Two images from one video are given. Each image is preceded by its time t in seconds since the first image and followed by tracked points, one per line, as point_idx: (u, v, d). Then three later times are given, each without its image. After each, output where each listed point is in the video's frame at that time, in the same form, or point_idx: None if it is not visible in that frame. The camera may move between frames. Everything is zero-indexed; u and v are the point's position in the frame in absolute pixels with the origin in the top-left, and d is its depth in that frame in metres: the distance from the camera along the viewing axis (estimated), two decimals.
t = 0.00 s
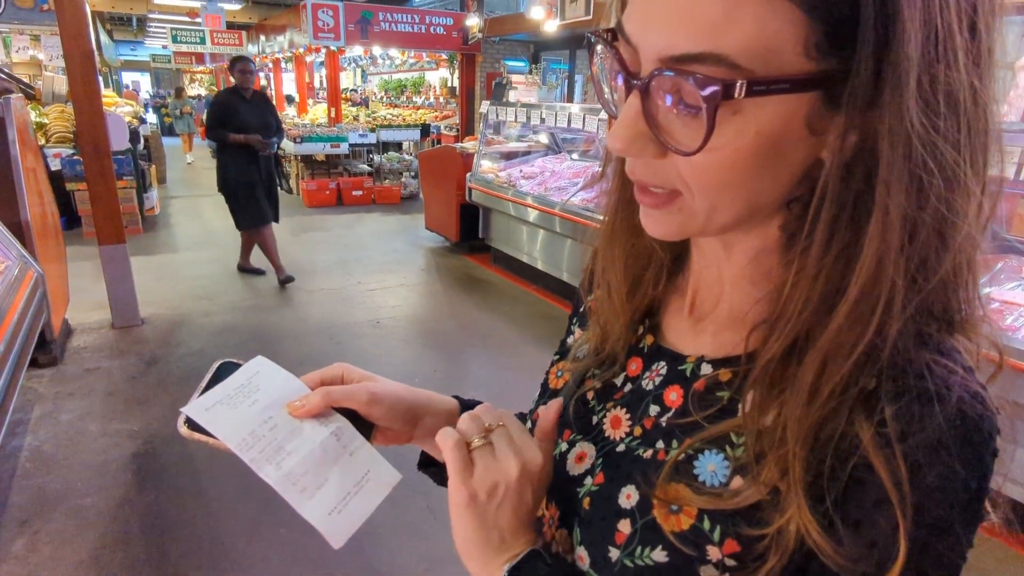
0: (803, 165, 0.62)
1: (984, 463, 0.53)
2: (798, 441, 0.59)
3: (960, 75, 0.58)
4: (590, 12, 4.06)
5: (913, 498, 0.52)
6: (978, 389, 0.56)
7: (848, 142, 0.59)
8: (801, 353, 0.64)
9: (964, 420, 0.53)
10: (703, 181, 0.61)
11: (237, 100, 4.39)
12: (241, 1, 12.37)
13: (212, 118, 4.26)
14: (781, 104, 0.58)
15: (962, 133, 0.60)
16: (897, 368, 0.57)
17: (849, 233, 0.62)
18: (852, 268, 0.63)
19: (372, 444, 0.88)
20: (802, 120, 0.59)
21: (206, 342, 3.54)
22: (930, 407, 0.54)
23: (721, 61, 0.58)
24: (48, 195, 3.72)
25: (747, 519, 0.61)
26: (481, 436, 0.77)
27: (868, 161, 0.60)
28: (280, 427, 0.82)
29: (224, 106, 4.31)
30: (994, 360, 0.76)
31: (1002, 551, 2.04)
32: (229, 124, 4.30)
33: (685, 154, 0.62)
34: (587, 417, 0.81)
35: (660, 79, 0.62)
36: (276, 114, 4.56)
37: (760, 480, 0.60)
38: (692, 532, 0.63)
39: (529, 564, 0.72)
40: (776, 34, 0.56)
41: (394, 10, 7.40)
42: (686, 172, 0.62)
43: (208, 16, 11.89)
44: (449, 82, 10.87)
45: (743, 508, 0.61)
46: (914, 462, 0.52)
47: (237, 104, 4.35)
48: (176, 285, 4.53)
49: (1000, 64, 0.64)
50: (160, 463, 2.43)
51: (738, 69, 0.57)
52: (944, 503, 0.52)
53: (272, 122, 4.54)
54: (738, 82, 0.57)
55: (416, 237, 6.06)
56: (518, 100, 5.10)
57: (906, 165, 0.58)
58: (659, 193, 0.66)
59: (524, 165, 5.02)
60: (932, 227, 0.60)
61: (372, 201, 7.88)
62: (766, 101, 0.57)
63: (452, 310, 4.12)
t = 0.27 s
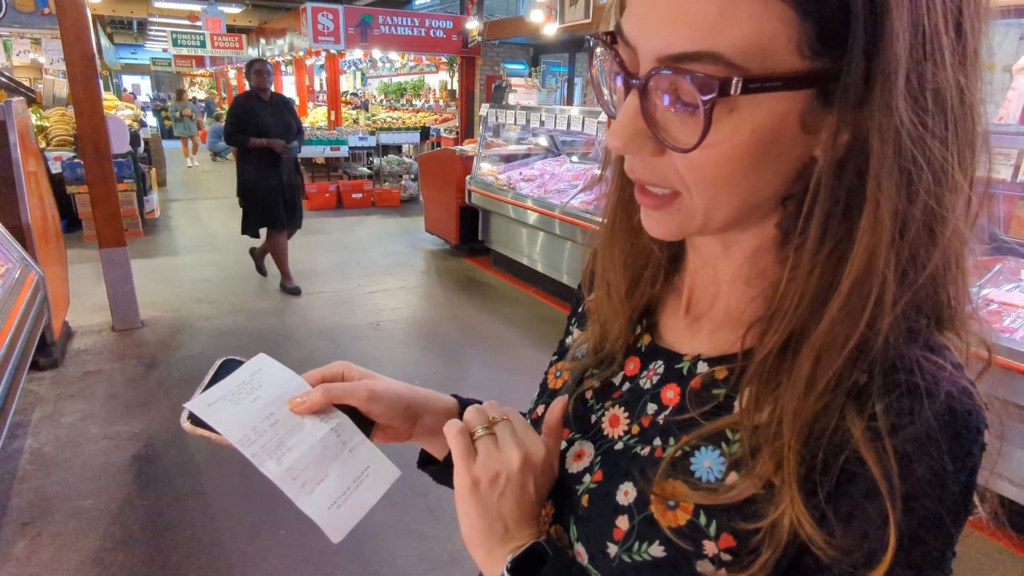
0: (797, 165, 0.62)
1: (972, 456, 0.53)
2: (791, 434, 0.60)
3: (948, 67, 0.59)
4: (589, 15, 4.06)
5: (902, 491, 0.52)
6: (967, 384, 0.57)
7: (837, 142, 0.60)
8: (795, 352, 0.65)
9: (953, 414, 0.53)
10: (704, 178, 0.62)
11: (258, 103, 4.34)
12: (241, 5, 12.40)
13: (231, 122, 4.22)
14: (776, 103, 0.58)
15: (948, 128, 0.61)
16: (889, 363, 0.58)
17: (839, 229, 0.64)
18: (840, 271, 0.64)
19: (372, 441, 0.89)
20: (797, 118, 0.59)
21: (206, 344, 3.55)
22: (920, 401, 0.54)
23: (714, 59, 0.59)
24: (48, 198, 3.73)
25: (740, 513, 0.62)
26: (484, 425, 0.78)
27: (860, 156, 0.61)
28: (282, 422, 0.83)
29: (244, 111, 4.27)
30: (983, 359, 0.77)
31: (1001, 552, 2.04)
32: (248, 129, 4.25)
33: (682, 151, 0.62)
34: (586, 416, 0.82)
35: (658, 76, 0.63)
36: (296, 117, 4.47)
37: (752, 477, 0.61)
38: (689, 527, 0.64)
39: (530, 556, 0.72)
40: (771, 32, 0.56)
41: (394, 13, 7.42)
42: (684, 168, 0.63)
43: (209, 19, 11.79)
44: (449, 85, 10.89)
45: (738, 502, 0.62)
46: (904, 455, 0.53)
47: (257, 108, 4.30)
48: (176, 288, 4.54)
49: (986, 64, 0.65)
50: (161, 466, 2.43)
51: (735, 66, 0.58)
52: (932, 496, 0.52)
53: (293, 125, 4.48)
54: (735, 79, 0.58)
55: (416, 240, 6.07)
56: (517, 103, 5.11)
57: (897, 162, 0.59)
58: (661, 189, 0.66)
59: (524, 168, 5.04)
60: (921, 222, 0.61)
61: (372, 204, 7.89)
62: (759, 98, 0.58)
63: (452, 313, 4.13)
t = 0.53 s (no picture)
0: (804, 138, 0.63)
1: (957, 460, 0.52)
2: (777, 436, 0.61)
3: (899, 73, 0.61)
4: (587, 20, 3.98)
5: (889, 491, 0.52)
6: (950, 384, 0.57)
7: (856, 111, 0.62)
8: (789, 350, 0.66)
9: (940, 416, 0.53)
10: (743, 130, 0.60)
11: (276, 106, 4.18)
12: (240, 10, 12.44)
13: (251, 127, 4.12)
14: (820, 42, 0.60)
15: (918, 127, 0.62)
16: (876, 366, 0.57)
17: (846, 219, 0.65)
18: (816, 260, 0.66)
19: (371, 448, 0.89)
20: (828, 72, 0.61)
21: (206, 349, 3.55)
22: (907, 405, 0.54)
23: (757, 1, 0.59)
24: (49, 203, 3.74)
25: (732, 512, 0.62)
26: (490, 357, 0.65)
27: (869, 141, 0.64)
28: (280, 434, 0.84)
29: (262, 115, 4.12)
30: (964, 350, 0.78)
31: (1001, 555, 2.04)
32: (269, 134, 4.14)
33: (725, 92, 0.60)
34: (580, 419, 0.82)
35: (712, 15, 0.61)
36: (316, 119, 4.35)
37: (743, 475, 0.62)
38: (678, 530, 0.65)
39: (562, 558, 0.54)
40: None
41: (393, 18, 7.44)
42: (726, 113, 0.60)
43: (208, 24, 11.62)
44: (448, 90, 10.92)
45: (723, 503, 0.63)
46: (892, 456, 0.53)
47: (276, 113, 4.16)
48: (176, 292, 4.55)
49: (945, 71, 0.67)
50: (161, 470, 2.44)
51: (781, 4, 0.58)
52: (910, 499, 0.52)
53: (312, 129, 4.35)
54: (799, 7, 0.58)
55: (416, 244, 6.08)
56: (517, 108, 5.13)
57: (877, 152, 0.63)
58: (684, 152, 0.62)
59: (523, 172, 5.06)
60: (898, 223, 0.62)
61: (372, 208, 7.91)
62: (798, 47, 0.59)
63: (452, 317, 4.13)
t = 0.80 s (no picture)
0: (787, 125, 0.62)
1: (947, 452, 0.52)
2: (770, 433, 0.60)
3: (862, 64, 0.62)
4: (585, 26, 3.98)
5: (885, 486, 0.52)
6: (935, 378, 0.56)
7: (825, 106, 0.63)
8: (774, 352, 0.65)
9: (930, 408, 0.52)
10: (731, 107, 0.59)
11: (303, 117, 4.17)
12: (240, 17, 12.49)
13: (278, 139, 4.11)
14: (796, 28, 0.60)
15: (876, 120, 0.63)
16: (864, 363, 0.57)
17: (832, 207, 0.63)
18: (791, 250, 0.66)
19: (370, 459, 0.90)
20: (801, 67, 0.62)
21: (205, 354, 3.56)
22: (897, 401, 0.53)
23: None
24: (48, 209, 3.75)
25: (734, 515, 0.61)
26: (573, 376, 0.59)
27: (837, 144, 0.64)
28: (278, 448, 0.84)
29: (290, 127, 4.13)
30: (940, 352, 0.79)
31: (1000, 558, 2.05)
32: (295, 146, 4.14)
33: (709, 68, 0.60)
34: (571, 426, 0.81)
35: (695, 2, 0.63)
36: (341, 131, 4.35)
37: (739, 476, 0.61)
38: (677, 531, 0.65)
39: None
40: None
41: (392, 24, 7.48)
42: (714, 89, 0.59)
43: (209, 30, 11.36)
44: (447, 95, 10.96)
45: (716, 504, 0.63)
46: (887, 452, 0.52)
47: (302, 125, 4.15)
48: (175, 298, 4.55)
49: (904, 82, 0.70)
50: (160, 476, 2.43)
51: None
52: (919, 493, 0.51)
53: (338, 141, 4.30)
54: None
55: (415, 249, 6.09)
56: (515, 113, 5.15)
57: (845, 142, 0.62)
58: (674, 133, 0.61)
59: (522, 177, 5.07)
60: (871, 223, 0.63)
61: (371, 213, 7.92)
62: (779, 28, 0.59)
63: (451, 322, 4.14)
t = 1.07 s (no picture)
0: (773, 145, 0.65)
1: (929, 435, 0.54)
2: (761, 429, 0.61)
3: (845, 84, 0.64)
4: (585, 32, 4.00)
5: (873, 471, 0.53)
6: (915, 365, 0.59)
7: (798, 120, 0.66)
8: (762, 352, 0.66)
9: (912, 396, 0.54)
10: (725, 134, 0.61)
11: (328, 121, 3.99)
12: (241, 24, 12.54)
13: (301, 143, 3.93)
14: (781, 57, 0.62)
15: (863, 136, 0.65)
16: (852, 355, 0.58)
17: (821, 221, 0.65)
18: (784, 255, 0.68)
19: (372, 471, 0.91)
20: (786, 90, 0.63)
21: (205, 360, 3.56)
22: (882, 390, 0.55)
23: (736, 13, 0.61)
24: (50, 215, 3.76)
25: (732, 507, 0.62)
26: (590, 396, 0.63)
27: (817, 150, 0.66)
28: (281, 461, 0.84)
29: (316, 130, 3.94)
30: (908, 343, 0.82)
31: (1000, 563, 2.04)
32: (320, 150, 3.96)
33: (705, 101, 0.61)
34: (566, 431, 0.81)
35: (690, 31, 0.63)
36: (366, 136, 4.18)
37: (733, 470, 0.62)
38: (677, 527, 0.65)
39: None
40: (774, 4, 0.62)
41: (393, 31, 7.51)
42: (706, 121, 0.61)
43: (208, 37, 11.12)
44: (447, 101, 11.00)
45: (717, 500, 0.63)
46: (875, 439, 0.54)
47: (327, 128, 3.97)
48: (176, 304, 4.56)
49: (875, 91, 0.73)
50: (160, 482, 2.43)
51: (758, 18, 0.60)
52: (909, 475, 0.53)
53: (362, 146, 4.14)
54: (771, 18, 0.60)
55: (415, 255, 6.09)
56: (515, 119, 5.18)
57: (835, 164, 0.64)
58: (670, 160, 0.63)
59: (522, 182, 5.09)
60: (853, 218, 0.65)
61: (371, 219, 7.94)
62: (766, 59, 0.61)
63: (451, 327, 4.14)
